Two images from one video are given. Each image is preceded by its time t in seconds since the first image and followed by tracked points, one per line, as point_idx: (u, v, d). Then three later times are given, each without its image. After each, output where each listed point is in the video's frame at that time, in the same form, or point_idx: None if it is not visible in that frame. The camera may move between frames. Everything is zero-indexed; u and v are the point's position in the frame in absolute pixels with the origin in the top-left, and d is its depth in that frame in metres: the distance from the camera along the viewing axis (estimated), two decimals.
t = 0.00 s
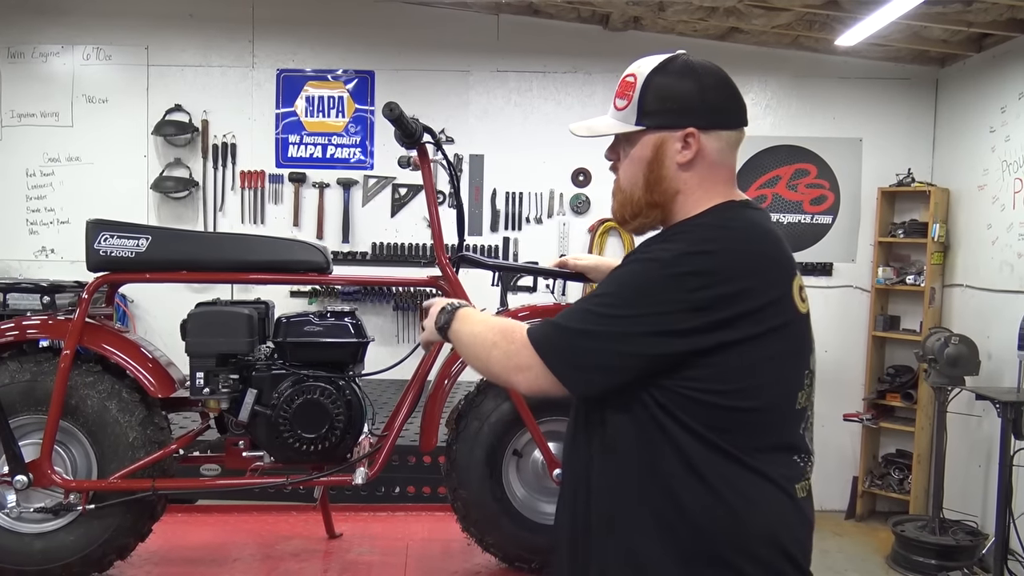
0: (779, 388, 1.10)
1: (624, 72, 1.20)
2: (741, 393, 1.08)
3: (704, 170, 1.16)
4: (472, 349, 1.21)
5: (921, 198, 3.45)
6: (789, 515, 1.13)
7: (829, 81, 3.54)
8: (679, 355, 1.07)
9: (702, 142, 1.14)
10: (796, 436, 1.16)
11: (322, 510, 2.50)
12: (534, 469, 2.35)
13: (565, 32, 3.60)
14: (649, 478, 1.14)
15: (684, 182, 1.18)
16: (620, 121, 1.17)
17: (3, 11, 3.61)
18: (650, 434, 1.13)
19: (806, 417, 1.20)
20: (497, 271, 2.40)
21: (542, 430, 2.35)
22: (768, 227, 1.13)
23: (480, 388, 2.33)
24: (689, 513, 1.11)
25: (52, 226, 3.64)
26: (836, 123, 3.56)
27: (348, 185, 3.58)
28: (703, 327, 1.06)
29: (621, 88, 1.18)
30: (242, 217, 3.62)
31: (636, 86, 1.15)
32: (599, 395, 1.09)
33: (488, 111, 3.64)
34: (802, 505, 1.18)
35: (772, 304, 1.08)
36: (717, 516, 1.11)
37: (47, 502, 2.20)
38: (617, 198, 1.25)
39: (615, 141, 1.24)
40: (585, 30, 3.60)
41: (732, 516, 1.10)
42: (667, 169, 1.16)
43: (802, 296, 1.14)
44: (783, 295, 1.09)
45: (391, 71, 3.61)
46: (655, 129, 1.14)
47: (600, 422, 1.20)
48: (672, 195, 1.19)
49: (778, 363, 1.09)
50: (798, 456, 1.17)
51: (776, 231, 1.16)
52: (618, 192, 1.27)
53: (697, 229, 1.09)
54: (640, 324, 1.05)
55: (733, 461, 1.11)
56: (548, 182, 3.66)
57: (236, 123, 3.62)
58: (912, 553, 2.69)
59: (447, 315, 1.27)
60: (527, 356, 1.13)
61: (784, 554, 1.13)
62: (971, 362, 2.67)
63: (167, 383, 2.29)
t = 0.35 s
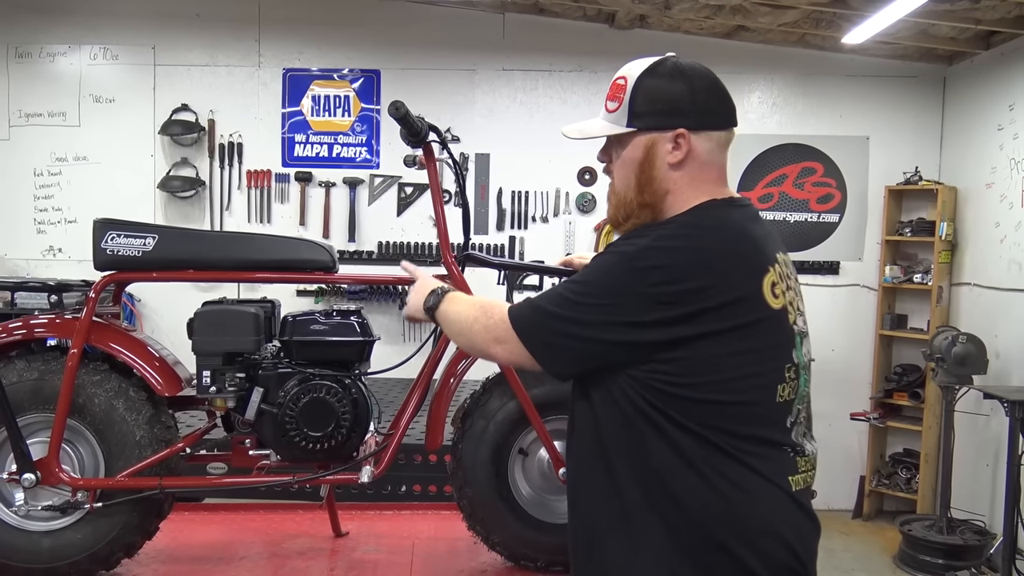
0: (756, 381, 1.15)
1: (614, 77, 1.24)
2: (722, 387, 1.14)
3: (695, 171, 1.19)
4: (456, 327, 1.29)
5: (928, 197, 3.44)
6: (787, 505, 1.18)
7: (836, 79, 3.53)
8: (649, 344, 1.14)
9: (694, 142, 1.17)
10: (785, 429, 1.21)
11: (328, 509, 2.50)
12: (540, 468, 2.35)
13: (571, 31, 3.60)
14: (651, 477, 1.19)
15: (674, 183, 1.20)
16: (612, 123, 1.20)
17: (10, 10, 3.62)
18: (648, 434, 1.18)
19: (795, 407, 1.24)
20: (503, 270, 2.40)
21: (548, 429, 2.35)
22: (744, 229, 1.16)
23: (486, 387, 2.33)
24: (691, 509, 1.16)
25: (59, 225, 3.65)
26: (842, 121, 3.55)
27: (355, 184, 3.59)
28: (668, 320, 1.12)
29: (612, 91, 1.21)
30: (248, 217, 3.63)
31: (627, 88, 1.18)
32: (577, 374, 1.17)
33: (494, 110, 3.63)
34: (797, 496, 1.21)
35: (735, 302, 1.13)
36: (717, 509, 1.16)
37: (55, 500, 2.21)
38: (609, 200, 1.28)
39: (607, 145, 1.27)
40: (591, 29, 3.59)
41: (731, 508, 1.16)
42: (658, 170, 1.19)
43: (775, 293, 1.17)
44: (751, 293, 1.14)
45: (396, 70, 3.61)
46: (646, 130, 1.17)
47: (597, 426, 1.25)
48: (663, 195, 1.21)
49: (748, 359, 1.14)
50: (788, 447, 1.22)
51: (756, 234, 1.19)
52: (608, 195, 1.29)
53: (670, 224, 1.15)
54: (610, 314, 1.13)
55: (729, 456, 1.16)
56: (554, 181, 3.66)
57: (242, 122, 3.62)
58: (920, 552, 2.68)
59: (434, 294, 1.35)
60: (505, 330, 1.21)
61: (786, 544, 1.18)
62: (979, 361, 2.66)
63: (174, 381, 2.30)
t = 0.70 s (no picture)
0: (750, 375, 1.14)
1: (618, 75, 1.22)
2: (724, 382, 1.14)
3: (701, 168, 1.18)
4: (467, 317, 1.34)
5: (943, 197, 3.42)
6: (792, 502, 1.19)
7: (850, 79, 3.52)
8: (643, 335, 1.14)
9: (702, 141, 1.16)
10: (790, 426, 1.21)
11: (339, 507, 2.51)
12: (552, 468, 2.35)
13: (584, 30, 3.59)
14: (658, 474, 1.19)
15: (680, 180, 1.19)
16: (619, 121, 1.18)
17: (26, 9, 3.64)
18: (652, 430, 1.18)
19: (799, 403, 1.23)
20: (515, 269, 2.40)
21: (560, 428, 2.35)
22: (741, 229, 1.15)
23: (498, 386, 2.33)
24: (698, 505, 1.16)
25: (73, 223, 3.68)
26: (856, 121, 3.53)
27: (366, 183, 3.59)
28: (661, 313, 1.13)
29: (618, 90, 1.19)
30: (261, 215, 3.64)
31: (635, 86, 1.16)
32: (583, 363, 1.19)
33: (506, 109, 3.64)
34: (800, 491, 1.21)
35: (726, 299, 1.12)
36: (725, 505, 1.16)
37: (69, 496, 2.23)
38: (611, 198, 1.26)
39: (607, 143, 1.25)
40: (604, 28, 3.59)
41: (739, 504, 1.15)
42: (665, 167, 1.17)
43: (770, 289, 1.16)
44: (743, 291, 1.13)
45: (408, 69, 3.62)
46: (655, 127, 1.16)
47: (602, 423, 1.25)
48: (669, 192, 1.20)
49: (739, 356, 1.13)
50: (791, 443, 1.21)
51: (753, 236, 1.17)
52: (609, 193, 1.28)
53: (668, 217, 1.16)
54: (604, 305, 1.14)
55: (735, 453, 1.16)
56: (566, 180, 3.66)
57: (255, 121, 3.64)
58: (931, 555, 2.67)
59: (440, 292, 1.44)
60: (509, 320, 1.25)
61: (792, 541, 1.18)
62: (994, 363, 2.64)
63: (187, 379, 2.31)
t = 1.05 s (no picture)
0: (777, 376, 1.13)
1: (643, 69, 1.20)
2: (750, 381, 1.13)
3: (730, 165, 1.17)
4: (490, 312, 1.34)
5: (965, 196, 3.38)
6: (821, 504, 1.18)
7: (871, 76, 3.49)
8: (668, 333, 1.13)
9: (732, 137, 1.16)
10: (816, 425, 1.20)
11: (358, 505, 2.52)
12: (569, 468, 2.35)
13: (602, 29, 3.59)
14: (685, 476, 1.17)
15: (707, 177, 1.18)
16: (649, 115, 1.16)
17: (49, 10, 3.68)
18: (678, 429, 1.17)
19: (825, 404, 1.23)
20: (533, 269, 2.39)
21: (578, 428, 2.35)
22: (767, 228, 1.14)
23: (515, 385, 2.32)
24: (727, 506, 1.15)
25: (95, 222, 3.72)
26: (877, 119, 3.50)
27: (384, 182, 3.60)
28: (687, 311, 1.12)
29: (645, 83, 1.17)
30: (280, 214, 3.66)
31: (665, 81, 1.15)
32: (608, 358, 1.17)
33: (524, 108, 3.64)
34: (828, 492, 1.20)
35: (752, 298, 1.11)
36: (755, 507, 1.14)
37: (91, 493, 2.25)
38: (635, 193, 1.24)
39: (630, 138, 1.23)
40: (622, 27, 3.58)
41: (769, 506, 1.14)
42: (695, 163, 1.17)
43: (795, 288, 1.15)
44: (769, 290, 1.12)
45: (426, 69, 3.63)
46: (686, 122, 1.15)
47: (626, 423, 1.24)
48: (696, 188, 1.18)
49: (765, 356, 1.12)
50: (818, 444, 1.21)
51: (778, 234, 1.16)
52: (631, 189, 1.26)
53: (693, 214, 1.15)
54: (630, 301, 1.13)
55: (764, 454, 1.15)
56: (584, 179, 3.65)
57: (274, 121, 3.66)
58: (953, 557, 2.64)
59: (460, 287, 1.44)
60: (533, 317, 1.24)
61: (820, 542, 1.17)
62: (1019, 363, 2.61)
63: (207, 377, 2.32)
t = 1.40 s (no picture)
0: (807, 374, 1.12)
1: (675, 60, 1.19)
2: (780, 379, 1.12)
3: (762, 162, 1.16)
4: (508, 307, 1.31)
5: (989, 191, 3.33)
6: (848, 505, 1.17)
7: (892, 71, 3.45)
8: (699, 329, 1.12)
9: (765, 133, 1.15)
10: (845, 424, 1.19)
11: (375, 502, 2.52)
12: (587, 466, 2.34)
13: (620, 25, 3.57)
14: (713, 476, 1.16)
15: (738, 173, 1.17)
16: (681, 108, 1.15)
17: (70, 11, 3.71)
18: (703, 427, 1.16)
19: (854, 405, 1.21)
20: (551, 265, 2.38)
21: (595, 425, 2.34)
22: (799, 223, 1.14)
23: (533, 382, 2.31)
24: (756, 507, 1.13)
25: (116, 221, 3.75)
26: (898, 114, 3.46)
27: (402, 180, 3.61)
28: (718, 307, 1.10)
29: (678, 74, 1.16)
30: (298, 212, 3.67)
31: (698, 73, 1.14)
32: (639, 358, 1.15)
33: (541, 105, 3.63)
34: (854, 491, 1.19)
35: (784, 295, 1.10)
36: (784, 508, 1.13)
37: (111, 489, 2.26)
38: (663, 187, 1.24)
39: (660, 131, 1.23)
40: (640, 23, 3.57)
41: (797, 507, 1.13)
42: (726, 159, 1.16)
43: (829, 285, 1.15)
44: (803, 287, 1.11)
45: (442, 67, 3.63)
46: (718, 117, 1.14)
47: (651, 421, 1.23)
48: (726, 184, 1.17)
49: (799, 354, 1.12)
50: (846, 444, 1.19)
51: (809, 229, 1.15)
52: (660, 183, 1.25)
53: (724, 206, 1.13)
54: (659, 296, 1.12)
55: (794, 454, 1.14)
56: (601, 176, 3.64)
57: (292, 119, 3.67)
58: (978, 557, 2.60)
59: (481, 277, 1.43)
60: (554, 309, 1.22)
61: (845, 542, 1.16)
62: None
63: (226, 374, 2.33)
